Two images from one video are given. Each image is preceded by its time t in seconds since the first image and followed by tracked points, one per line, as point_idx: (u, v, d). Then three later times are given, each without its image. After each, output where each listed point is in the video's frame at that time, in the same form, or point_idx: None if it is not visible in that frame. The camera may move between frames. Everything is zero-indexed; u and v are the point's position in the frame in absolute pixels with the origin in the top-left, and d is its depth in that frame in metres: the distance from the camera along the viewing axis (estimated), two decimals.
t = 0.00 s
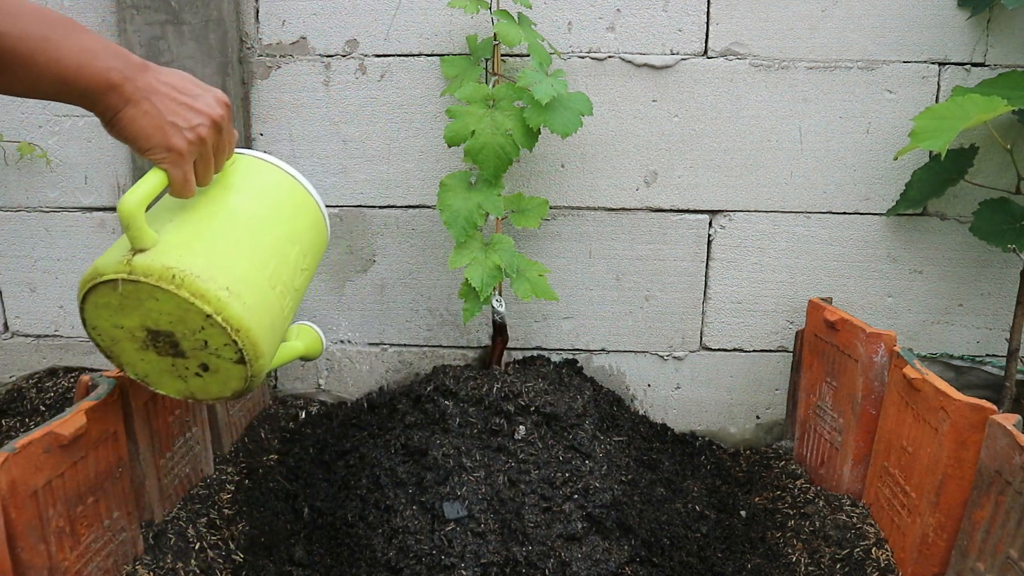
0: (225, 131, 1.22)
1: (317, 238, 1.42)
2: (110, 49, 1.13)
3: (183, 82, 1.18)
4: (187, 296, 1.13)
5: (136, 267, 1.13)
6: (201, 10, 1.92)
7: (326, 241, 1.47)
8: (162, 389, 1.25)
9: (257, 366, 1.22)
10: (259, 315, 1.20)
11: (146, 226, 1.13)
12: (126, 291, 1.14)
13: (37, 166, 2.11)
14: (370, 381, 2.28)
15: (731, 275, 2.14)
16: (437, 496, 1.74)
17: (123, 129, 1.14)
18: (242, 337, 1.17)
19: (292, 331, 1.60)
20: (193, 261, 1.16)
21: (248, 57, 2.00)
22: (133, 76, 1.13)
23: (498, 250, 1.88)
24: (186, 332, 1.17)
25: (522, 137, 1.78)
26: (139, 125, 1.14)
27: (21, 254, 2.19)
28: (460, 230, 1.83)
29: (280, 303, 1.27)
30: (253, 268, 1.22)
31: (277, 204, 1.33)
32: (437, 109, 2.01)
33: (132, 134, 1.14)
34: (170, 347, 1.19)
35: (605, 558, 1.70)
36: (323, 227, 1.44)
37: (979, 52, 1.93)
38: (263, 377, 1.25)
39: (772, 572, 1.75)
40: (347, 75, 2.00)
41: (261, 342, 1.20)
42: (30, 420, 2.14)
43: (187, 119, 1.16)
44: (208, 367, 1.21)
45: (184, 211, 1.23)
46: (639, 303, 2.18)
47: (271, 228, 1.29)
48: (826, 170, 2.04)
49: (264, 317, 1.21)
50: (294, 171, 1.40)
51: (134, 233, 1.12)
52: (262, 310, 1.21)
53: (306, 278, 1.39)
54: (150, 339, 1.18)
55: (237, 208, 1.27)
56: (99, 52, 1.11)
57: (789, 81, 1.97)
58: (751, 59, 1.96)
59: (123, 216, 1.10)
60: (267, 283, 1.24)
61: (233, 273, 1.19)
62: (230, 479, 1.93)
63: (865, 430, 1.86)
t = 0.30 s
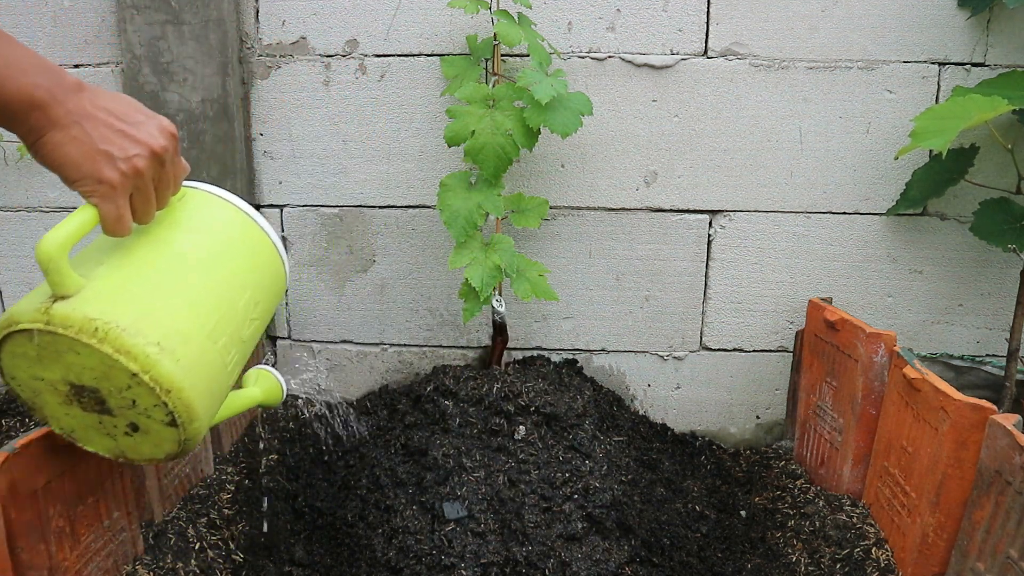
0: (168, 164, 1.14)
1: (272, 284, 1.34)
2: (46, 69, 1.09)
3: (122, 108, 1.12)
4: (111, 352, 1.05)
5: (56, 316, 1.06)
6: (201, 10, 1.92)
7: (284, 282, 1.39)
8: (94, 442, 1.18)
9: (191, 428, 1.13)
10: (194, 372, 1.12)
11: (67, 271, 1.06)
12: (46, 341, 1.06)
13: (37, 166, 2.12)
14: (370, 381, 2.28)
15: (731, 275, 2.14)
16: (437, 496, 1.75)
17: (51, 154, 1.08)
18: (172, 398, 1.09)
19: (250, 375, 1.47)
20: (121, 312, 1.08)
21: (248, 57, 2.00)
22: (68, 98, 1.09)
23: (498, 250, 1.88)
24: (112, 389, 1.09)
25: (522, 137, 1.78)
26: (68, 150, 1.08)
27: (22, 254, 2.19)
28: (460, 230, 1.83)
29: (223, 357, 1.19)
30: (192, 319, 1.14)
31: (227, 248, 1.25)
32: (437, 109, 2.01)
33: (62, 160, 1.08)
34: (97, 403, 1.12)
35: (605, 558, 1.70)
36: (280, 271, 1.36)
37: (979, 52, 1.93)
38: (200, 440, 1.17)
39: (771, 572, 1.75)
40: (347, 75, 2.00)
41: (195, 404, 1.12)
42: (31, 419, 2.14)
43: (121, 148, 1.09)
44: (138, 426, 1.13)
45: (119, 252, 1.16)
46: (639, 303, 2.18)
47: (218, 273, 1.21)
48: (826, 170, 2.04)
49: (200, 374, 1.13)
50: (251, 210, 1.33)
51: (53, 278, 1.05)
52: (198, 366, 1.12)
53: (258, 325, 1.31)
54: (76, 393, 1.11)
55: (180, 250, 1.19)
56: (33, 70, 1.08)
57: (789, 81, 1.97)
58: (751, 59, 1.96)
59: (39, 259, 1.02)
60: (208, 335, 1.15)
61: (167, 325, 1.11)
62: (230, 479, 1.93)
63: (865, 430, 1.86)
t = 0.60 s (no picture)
0: (109, 189, 0.97)
1: (242, 340, 1.15)
2: None
3: (60, 123, 0.97)
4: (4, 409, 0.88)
5: None
6: (201, 10, 1.91)
7: (264, 345, 1.21)
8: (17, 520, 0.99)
9: (106, 508, 0.93)
10: (107, 439, 0.92)
11: None
12: None
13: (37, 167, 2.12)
14: (370, 381, 2.28)
15: (731, 275, 2.14)
16: (437, 497, 1.75)
17: None
18: (77, 470, 0.90)
19: (245, 443, 1.22)
20: (25, 363, 0.90)
21: (248, 57, 2.00)
22: None
23: (498, 250, 1.88)
24: (12, 456, 0.90)
25: (522, 137, 1.78)
26: None
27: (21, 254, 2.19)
28: (460, 230, 1.83)
29: (155, 422, 0.99)
30: (117, 375, 0.95)
31: (179, 293, 1.07)
32: (437, 109, 2.01)
33: None
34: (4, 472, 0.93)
35: (605, 558, 1.70)
36: (254, 325, 1.17)
37: (979, 52, 1.93)
38: (122, 523, 0.96)
39: (772, 572, 1.75)
40: (347, 75, 2.00)
41: (110, 478, 0.92)
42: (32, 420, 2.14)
43: (51, 168, 0.93)
44: (50, 501, 0.94)
45: (48, 294, 1.00)
46: (639, 303, 2.18)
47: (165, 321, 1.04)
48: (826, 170, 2.04)
49: (120, 442, 0.93)
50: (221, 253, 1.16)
51: None
52: (113, 432, 0.93)
53: (219, 388, 1.12)
54: None
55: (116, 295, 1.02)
56: None
57: (789, 81, 1.97)
58: (751, 59, 1.96)
59: None
60: (135, 395, 0.96)
61: (82, 379, 0.92)
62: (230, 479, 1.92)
63: (865, 430, 1.86)
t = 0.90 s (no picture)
0: (116, 193, 0.85)
1: (273, 368, 0.97)
2: None
3: (65, 118, 0.85)
4: None
5: None
6: (201, 10, 1.91)
7: (301, 372, 1.03)
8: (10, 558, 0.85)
9: (94, 555, 0.78)
10: (95, 476, 0.77)
11: None
12: None
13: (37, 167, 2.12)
14: (370, 381, 2.28)
15: (731, 275, 2.14)
16: (437, 497, 1.75)
17: None
18: (57, 510, 0.75)
19: (292, 482, 1.16)
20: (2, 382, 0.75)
21: (248, 57, 1.99)
22: None
23: (498, 249, 1.88)
24: None
25: (522, 137, 1.78)
26: None
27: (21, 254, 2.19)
28: (460, 230, 1.83)
29: (157, 460, 0.83)
30: (116, 402, 0.79)
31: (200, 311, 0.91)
32: (437, 109, 2.01)
33: None
34: None
35: (606, 558, 1.70)
36: (288, 351, 0.99)
37: (979, 52, 1.93)
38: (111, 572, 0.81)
39: (771, 572, 1.75)
40: (347, 75, 2.00)
41: (93, 521, 0.77)
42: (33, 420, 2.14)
43: (50, 169, 0.82)
44: (35, 545, 0.79)
45: (50, 307, 0.85)
46: (639, 303, 2.18)
47: (177, 341, 0.87)
48: (826, 170, 2.04)
49: (110, 481, 0.78)
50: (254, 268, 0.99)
51: None
52: (103, 468, 0.77)
53: (242, 420, 0.94)
54: None
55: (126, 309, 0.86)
56: None
57: (789, 81, 1.97)
58: (751, 59, 1.96)
59: None
60: (135, 427, 0.80)
61: (70, 406, 0.76)
62: (230, 479, 1.93)
63: (865, 430, 1.86)
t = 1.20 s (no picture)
0: (223, 165, 0.87)
1: (378, 334, 0.99)
2: (70, 46, 0.86)
3: (168, 93, 0.86)
4: (115, 404, 0.79)
5: (64, 354, 0.81)
6: (201, 10, 1.91)
7: (406, 339, 1.05)
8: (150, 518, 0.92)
9: (229, 516, 0.84)
10: (223, 442, 0.82)
11: (86, 299, 0.82)
12: (62, 385, 0.82)
13: (37, 166, 2.12)
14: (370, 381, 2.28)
15: (730, 275, 2.14)
16: (437, 497, 1.72)
17: (79, 154, 0.86)
18: (194, 474, 0.80)
19: (393, 446, 1.19)
20: (138, 354, 0.81)
21: (248, 57, 1.99)
22: (96, 83, 0.85)
23: (498, 249, 1.88)
24: (134, 453, 0.82)
25: (522, 137, 1.78)
26: (95, 147, 0.85)
27: (21, 254, 2.19)
28: (460, 230, 1.83)
29: (278, 425, 0.88)
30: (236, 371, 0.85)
31: (306, 281, 0.94)
32: (437, 109, 2.01)
33: (91, 160, 0.86)
34: (132, 471, 0.85)
35: (606, 558, 1.70)
36: (392, 316, 1.01)
37: (979, 52, 1.93)
38: (246, 532, 0.86)
39: (771, 572, 1.74)
40: (347, 75, 2.00)
41: (228, 482, 0.82)
42: (31, 420, 2.15)
43: (161, 144, 0.84)
44: (176, 506, 0.85)
45: (167, 281, 0.90)
46: (639, 303, 2.18)
47: (290, 311, 0.91)
48: (826, 170, 2.04)
49: (237, 445, 0.83)
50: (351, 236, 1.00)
51: (63, 306, 0.81)
52: (230, 434, 0.83)
53: (354, 386, 0.98)
54: (111, 455, 0.86)
55: (238, 283, 0.90)
56: (55, 48, 0.85)
57: (789, 81, 1.97)
58: (751, 59, 1.96)
59: (47, 279, 0.80)
60: (256, 394, 0.85)
61: (196, 376, 0.82)
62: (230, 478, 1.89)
63: (865, 430, 1.86)
